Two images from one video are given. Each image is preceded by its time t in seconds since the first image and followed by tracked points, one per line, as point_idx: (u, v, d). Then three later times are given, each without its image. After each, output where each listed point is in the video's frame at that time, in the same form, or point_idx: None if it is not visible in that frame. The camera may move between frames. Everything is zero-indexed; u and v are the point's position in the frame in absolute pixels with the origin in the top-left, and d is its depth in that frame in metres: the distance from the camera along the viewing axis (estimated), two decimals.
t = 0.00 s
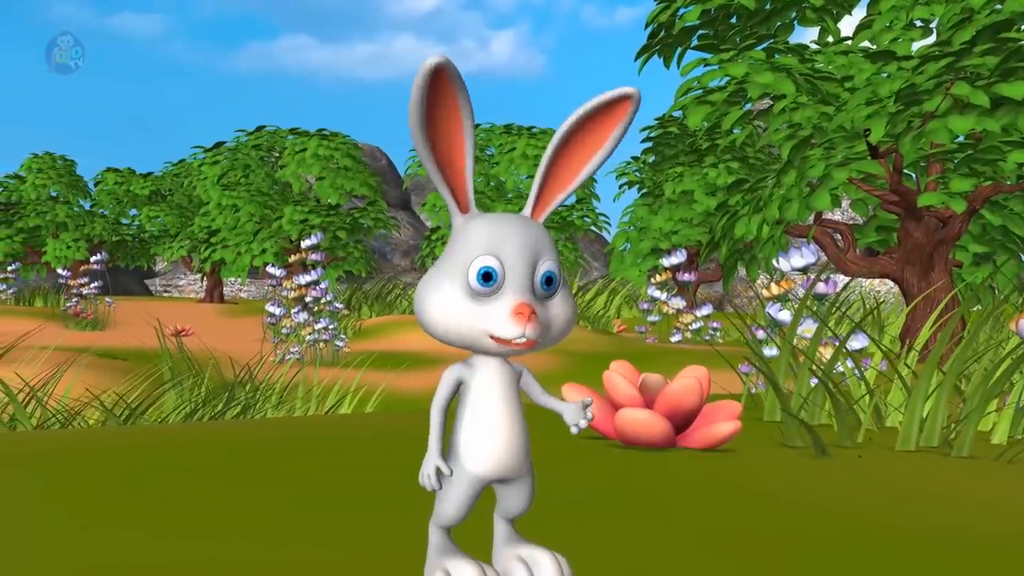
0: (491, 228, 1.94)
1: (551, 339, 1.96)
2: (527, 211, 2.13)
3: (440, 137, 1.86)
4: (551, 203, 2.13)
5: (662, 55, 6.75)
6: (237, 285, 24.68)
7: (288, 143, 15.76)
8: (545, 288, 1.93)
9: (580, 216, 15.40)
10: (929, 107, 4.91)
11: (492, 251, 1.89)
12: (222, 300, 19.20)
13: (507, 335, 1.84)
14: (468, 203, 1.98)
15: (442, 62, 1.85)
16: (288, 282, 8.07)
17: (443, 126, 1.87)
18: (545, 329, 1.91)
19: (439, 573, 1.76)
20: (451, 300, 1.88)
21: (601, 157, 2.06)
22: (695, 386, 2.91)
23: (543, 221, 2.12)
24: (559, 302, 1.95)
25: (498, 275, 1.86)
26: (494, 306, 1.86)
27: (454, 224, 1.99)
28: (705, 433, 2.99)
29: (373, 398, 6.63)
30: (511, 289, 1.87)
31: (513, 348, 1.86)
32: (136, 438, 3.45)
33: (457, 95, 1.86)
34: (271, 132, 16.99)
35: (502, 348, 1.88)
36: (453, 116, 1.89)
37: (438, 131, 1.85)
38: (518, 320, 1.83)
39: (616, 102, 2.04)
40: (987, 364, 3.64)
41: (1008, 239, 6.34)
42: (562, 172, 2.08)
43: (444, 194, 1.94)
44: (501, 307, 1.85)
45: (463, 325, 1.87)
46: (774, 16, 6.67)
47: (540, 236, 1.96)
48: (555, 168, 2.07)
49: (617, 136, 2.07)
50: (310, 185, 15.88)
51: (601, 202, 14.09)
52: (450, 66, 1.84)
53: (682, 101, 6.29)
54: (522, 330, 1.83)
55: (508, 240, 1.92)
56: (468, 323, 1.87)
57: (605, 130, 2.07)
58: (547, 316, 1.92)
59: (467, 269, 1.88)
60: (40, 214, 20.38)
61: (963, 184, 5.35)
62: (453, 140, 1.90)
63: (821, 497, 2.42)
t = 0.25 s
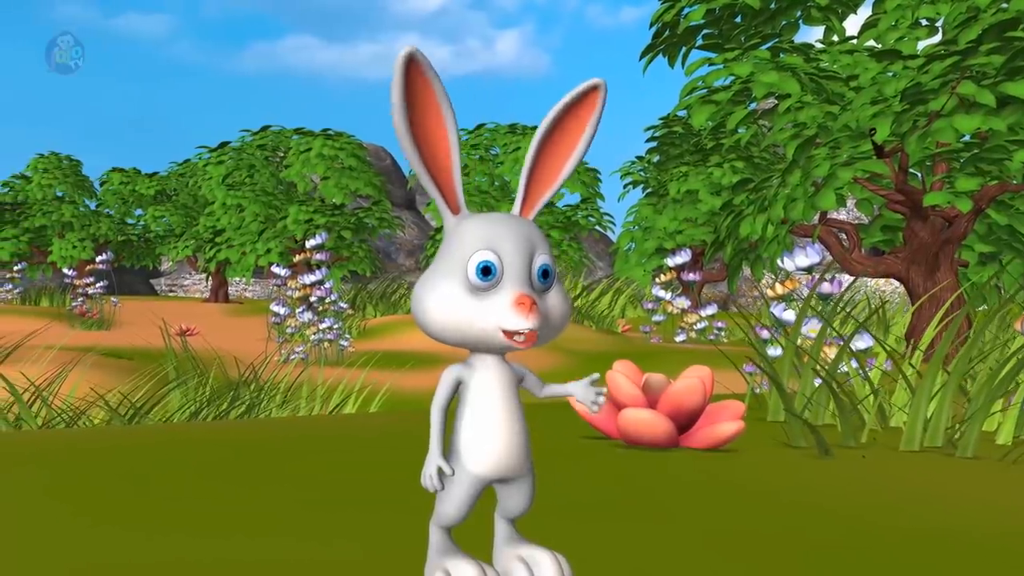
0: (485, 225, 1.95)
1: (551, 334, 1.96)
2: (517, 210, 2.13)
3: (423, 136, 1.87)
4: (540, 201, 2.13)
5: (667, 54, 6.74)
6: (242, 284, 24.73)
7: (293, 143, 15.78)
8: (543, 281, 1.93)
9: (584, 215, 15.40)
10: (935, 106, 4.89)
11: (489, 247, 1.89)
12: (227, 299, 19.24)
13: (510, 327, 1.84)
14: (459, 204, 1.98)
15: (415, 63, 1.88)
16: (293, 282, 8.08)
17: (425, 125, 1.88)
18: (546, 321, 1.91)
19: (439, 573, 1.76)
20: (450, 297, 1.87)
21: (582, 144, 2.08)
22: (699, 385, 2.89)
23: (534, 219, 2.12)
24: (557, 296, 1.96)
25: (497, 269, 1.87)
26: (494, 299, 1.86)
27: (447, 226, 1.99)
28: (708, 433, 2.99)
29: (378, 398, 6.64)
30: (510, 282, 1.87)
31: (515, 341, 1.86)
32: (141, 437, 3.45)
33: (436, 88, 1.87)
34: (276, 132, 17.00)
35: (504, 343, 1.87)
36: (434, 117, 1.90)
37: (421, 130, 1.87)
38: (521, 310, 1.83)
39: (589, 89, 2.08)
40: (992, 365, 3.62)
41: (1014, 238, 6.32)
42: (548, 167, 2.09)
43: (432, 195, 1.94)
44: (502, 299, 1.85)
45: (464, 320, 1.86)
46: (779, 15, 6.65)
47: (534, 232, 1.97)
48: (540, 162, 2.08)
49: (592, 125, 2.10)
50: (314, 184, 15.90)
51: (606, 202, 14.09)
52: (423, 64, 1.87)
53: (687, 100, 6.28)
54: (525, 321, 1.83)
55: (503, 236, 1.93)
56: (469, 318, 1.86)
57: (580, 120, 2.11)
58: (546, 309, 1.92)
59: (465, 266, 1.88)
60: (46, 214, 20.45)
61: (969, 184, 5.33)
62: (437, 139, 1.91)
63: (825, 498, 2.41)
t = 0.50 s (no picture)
0: (477, 225, 1.96)
1: (549, 328, 1.98)
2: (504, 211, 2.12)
3: (404, 143, 1.88)
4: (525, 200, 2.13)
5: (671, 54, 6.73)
6: (247, 284, 24.79)
7: (298, 143, 15.80)
8: (539, 275, 1.95)
9: (589, 215, 15.39)
10: (940, 106, 4.88)
11: (485, 243, 1.90)
12: (232, 299, 19.28)
13: (512, 317, 1.85)
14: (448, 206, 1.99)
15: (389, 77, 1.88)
16: (298, 281, 8.09)
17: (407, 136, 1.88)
18: (545, 313, 1.93)
19: (439, 573, 1.75)
20: (449, 295, 1.87)
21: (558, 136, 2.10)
22: (701, 385, 2.89)
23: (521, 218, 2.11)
24: (552, 290, 1.98)
25: (494, 263, 1.88)
26: (494, 293, 1.86)
27: (437, 229, 1.99)
28: (711, 433, 2.99)
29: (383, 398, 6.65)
30: (508, 275, 1.89)
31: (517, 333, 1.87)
32: (144, 437, 3.46)
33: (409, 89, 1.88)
34: (281, 132, 16.98)
35: (505, 336, 1.88)
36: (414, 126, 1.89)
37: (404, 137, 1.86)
38: (522, 300, 1.85)
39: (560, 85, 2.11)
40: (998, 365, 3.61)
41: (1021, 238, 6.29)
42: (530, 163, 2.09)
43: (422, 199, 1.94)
44: (502, 292, 1.86)
45: (466, 316, 1.86)
46: (784, 15, 6.64)
47: (525, 229, 1.99)
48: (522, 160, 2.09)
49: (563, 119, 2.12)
50: (319, 184, 15.92)
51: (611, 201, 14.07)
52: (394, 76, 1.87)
53: (691, 100, 6.27)
54: (526, 310, 1.85)
55: (496, 233, 1.94)
56: (470, 313, 1.86)
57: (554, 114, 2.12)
58: (545, 301, 1.94)
59: (462, 264, 1.88)
60: (52, 214, 20.53)
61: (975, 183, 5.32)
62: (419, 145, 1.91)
63: (827, 498, 2.41)
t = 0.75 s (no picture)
0: (478, 224, 1.96)
1: (549, 328, 1.98)
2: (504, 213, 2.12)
3: (406, 143, 1.88)
4: (525, 202, 2.13)
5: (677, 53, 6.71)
6: (253, 283, 24.84)
7: (303, 143, 15.81)
8: (540, 275, 1.95)
9: (595, 215, 15.37)
10: (947, 105, 4.87)
11: (487, 243, 1.90)
12: (238, 299, 19.31)
13: (513, 317, 1.85)
14: (449, 205, 1.99)
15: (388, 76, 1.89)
16: (303, 281, 8.09)
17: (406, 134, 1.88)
18: (546, 313, 1.93)
19: (439, 572, 1.75)
20: (450, 295, 1.87)
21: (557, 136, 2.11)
22: (705, 386, 2.88)
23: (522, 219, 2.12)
24: (553, 290, 1.98)
25: (496, 263, 1.88)
26: (495, 293, 1.86)
27: (438, 228, 1.99)
28: (715, 433, 2.98)
29: (387, 397, 6.66)
30: (510, 275, 1.89)
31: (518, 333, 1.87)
32: (149, 437, 3.46)
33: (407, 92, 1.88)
34: (286, 132, 17.25)
35: (506, 336, 1.88)
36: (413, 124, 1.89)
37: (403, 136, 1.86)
38: (524, 300, 1.85)
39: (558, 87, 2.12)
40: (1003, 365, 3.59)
41: None
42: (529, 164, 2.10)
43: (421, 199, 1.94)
44: (503, 292, 1.86)
45: (467, 316, 1.86)
46: (789, 14, 6.62)
47: (526, 229, 1.99)
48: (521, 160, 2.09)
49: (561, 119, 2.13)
50: (324, 184, 15.94)
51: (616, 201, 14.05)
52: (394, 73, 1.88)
53: (696, 100, 6.25)
54: (527, 311, 1.85)
55: (497, 233, 1.94)
56: (471, 313, 1.86)
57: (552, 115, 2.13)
58: (546, 300, 1.94)
59: (464, 264, 1.88)
60: (58, 214, 20.61)
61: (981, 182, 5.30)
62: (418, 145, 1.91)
63: (831, 498, 2.40)
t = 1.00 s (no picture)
0: (488, 225, 1.95)
1: (553, 332, 1.98)
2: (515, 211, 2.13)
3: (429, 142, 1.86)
4: (536, 202, 2.13)
5: (681, 53, 6.71)
6: (258, 283, 24.90)
7: (308, 143, 15.84)
8: (547, 281, 1.95)
9: (599, 214, 15.37)
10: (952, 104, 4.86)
11: (496, 247, 1.90)
12: (243, 298, 19.35)
13: (518, 327, 1.85)
14: (460, 202, 1.98)
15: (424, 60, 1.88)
16: (308, 280, 8.11)
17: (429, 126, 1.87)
18: (551, 320, 1.93)
19: (439, 572, 1.75)
20: (456, 298, 1.87)
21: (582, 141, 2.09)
22: (708, 385, 2.88)
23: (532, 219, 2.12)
24: (559, 295, 1.97)
25: (504, 270, 1.87)
26: (501, 300, 1.86)
27: (448, 225, 1.99)
28: (718, 433, 2.98)
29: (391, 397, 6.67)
30: (517, 282, 1.88)
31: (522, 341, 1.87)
32: (153, 436, 3.47)
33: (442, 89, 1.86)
34: (292, 132, 17.06)
35: (510, 343, 1.89)
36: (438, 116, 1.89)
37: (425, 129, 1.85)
38: (529, 311, 1.84)
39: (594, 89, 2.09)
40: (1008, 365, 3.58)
41: None
42: (547, 165, 2.09)
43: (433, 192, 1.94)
44: (510, 300, 1.86)
45: (472, 321, 1.87)
46: (794, 13, 6.61)
47: (536, 232, 1.98)
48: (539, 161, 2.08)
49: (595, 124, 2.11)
50: (329, 184, 15.96)
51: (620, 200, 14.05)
52: (431, 59, 1.86)
53: (701, 99, 6.25)
54: (532, 321, 1.85)
55: (507, 236, 1.93)
56: (476, 318, 1.87)
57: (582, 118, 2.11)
58: (551, 307, 1.94)
59: (472, 267, 1.88)
60: (64, 214, 20.70)
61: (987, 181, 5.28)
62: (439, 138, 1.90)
63: (834, 498, 2.40)
